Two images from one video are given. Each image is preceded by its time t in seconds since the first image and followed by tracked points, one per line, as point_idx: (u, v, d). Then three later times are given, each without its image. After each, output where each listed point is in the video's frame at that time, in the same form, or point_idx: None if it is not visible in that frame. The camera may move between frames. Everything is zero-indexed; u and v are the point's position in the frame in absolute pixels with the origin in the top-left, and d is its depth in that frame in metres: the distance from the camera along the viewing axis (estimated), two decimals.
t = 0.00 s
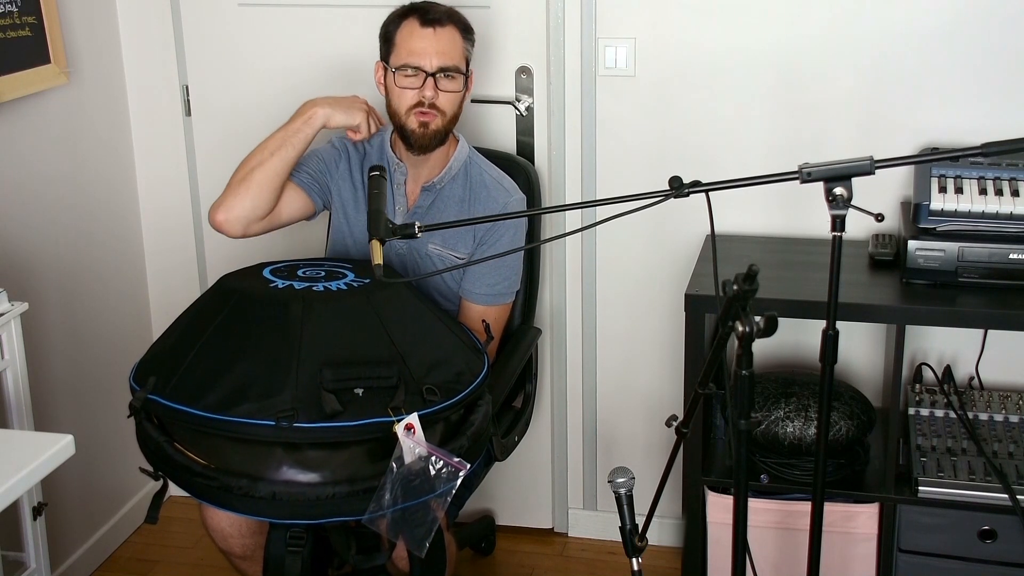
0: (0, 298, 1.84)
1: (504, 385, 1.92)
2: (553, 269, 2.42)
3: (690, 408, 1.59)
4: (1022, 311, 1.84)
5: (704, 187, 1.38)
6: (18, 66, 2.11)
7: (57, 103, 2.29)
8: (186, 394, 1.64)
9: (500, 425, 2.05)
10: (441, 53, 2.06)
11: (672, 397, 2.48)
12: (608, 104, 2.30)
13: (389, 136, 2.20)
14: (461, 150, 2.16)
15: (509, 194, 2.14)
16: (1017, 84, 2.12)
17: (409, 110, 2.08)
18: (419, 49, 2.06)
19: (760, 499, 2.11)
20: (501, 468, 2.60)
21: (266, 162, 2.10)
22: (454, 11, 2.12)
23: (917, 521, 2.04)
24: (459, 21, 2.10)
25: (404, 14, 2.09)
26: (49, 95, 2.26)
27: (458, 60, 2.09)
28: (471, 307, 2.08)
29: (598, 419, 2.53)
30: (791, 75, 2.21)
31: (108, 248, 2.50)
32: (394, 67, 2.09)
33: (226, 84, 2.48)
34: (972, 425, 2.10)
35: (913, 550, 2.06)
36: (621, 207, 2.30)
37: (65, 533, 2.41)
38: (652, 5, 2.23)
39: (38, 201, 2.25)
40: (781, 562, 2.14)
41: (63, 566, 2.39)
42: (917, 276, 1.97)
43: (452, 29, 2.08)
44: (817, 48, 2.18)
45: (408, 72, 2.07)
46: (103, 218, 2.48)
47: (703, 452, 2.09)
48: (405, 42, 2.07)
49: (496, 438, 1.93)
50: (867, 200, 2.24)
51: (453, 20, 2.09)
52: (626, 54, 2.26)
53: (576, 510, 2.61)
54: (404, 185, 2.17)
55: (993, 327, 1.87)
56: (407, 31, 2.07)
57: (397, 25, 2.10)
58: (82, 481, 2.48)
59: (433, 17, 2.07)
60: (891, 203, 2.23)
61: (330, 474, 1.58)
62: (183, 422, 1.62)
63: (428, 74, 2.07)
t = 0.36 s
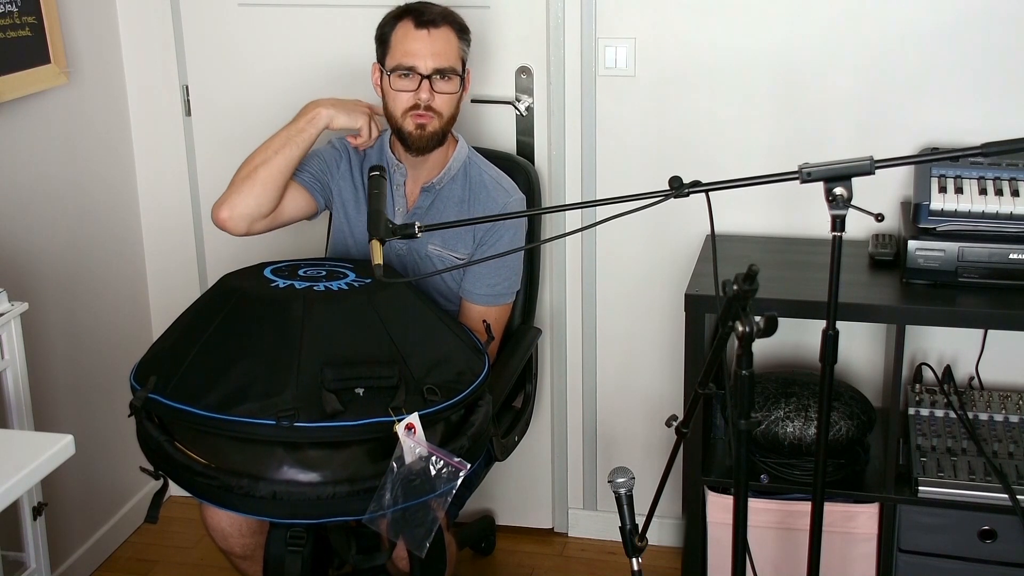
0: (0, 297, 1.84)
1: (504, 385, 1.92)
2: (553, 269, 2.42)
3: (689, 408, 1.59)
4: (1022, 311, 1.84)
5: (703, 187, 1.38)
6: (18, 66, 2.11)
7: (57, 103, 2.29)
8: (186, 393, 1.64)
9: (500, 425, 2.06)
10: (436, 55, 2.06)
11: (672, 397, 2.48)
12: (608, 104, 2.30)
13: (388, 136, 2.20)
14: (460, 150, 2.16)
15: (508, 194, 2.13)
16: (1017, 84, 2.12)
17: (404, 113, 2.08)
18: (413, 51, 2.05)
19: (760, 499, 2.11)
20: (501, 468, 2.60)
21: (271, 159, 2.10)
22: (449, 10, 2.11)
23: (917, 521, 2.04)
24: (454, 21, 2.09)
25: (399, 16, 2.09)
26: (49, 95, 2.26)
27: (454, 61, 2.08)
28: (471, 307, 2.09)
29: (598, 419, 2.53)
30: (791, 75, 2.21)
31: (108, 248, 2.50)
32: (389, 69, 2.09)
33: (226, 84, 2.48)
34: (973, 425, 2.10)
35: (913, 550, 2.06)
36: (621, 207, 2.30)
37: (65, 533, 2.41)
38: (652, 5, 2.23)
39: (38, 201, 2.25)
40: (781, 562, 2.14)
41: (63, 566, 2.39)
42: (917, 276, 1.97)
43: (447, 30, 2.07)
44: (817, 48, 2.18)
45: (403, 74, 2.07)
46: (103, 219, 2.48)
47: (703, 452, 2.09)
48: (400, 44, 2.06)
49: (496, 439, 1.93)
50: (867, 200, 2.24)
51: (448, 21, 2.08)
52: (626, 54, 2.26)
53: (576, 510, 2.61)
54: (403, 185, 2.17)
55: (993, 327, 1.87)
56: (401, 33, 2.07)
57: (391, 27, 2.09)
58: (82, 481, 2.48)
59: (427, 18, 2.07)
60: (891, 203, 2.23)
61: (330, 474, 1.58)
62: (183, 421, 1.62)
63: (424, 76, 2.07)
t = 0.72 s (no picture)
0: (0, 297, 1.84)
1: (505, 386, 1.92)
2: (553, 269, 2.42)
3: (690, 408, 1.59)
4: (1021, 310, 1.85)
5: (704, 187, 1.38)
6: (18, 66, 2.11)
7: (57, 103, 2.29)
8: (187, 393, 1.64)
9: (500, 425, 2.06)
10: (432, 61, 2.05)
11: (672, 397, 2.48)
12: (608, 104, 2.30)
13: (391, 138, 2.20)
14: (465, 152, 2.16)
15: (513, 195, 2.14)
16: (1016, 84, 2.12)
17: (401, 119, 2.08)
18: (409, 56, 2.05)
19: (760, 499, 2.11)
20: (501, 468, 2.60)
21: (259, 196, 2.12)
22: (449, 15, 2.10)
23: (917, 521, 2.04)
24: (453, 25, 2.08)
25: (399, 20, 2.09)
26: (49, 95, 2.26)
27: (451, 67, 2.07)
28: (473, 307, 2.08)
29: (598, 420, 2.53)
30: (791, 75, 2.21)
31: (108, 248, 2.50)
32: (387, 74, 2.09)
33: (226, 84, 2.48)
34: (972, 425, 2.10)
35: (913, 550, 2.06)
36: (621, 207, 2.30)
37: (65, 533, 2.41)
38: (652, 5, 2.23)
39: (38, 201, 2.25)
40: (781, 562, 2.14)
41: (63, 566, 2.39)
42: (917, 276, 1.97)
43: (445, 35, 2.06)
44: (817, 48, 2.18)
45: (400, 80, 2.07)
46: (103, 219, 2.48)
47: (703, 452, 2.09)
48: (397, 49, 2.06)
49: (496, 439, 1.93)
50: (867, 200, 2.24)
51: (446, 25, 2.07)
52: (626, 54, 2.26)
53: (576, 510, 2.61)
54: (406, 186, 2.16)
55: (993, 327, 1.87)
56: (399, 38, 2.07)
57: (392, 31, 2.10)
58: (82, 481, 2.47)
59: (425, 23, 2.06)
60: (891, 203, 2.23)
61: (331, 474, 1.58)
62: (184, 421, 1.62)
63: (419, 82, 2.06)
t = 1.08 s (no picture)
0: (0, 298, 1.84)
1: (504, 387, 1.92)
2: (553, 269, 2.42)
3: (690, 409, 1.59)
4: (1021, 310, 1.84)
5: (704, 187, 1.38)
6: (18, 66, 2.11)
7: (57, 103, 2.29)
8: (185, 391, 1.64)
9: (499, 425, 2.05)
10: (430, 64, 2.05)
11: (672, 397, 2.48)
12: (608, 104, 2.30)
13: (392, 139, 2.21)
14: (468, 153, 2.16)
15: (516, 196, 2.14)
16: (1017, 84, 2.12)
17: (399, 122, 2.09)
18: (407, 60, 2.05)
19: (759, 499, 2.11)
20: (501, 468, 2.60)
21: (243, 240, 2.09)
22: (450, 18, 2.10)
23: (917, 521, 2.04)
24: (454, 29, 2.08)
25: (399, 24, 2.09)
26: (49, 95, 2.26)
27: (450, 70, 2.07)
28: (474, 307, 2.08)
29: (598, 420, 2.53)
30: (791, 75, 2.21)
31: (108, 248, 2.50)
32: (387, 77, 2.10)
33: (226, 84, 2.48)
34: (972, 425, 2.10)
35: (913, 550, 2.07)
36: (621, 207, 2.30)
37: (66, 533, 2.41)
38: (652, 4, 2.23)
39: (38, 200, 2.25)
40: (781, 562, 2.14)
41: (63, 566, 2.39)
42: (916, 276, 1.97)
43: (445, 38, 2.06)
44: (817, 48, 2.18)
45: (399, 84, 2.07)
46: (103, 219, 2.48)
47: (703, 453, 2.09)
48: (396, 52, 2.07)
49: (496, 439, 1.93)
50: (867, 200, 2.24)
51: (447, 29, 2.07)
52: (626, 54, 2.26)
53: (576, 510, 2.61)
54: (407, 188, 2.17)
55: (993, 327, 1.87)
56: (398, 41, 2.07)
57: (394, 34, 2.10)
58: (82, 481, 2.48)
59: (424, 27, 2.06)
60: (891, 203, 2.23)
61: (328, 474, 1.58)
62: (182, 420, 1.62)
63: (418, 86, 2.06)
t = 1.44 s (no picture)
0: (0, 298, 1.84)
1: (505, 386, 1.92)
2: (553, 269, 2.42)
3: (690, 408, 1.59)
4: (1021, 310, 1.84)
5: (704, 187, 1.38)
6: (18, 66, 2.11)
7: (57, 103, 2.29)
8: (187, 391, 1.64)
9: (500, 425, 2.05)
10: (437, 56, 2.06)
11: (672, 397, 2.48)
12: (608, 103, 2.30)
13: (393, 138, 2.21)
14: (468, 152, 2.16)
15: (516, 195, 2.13)
16: (1017, 85, 2.12)
17: (408, 117, 2.09)
18: (412, 54, 2.06)
19: (759, 499, 2.11)
20: (501, 468, 2.60)
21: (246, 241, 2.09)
22: (450, 11, 2.11)
23: (917, 521, 2.04)
24: (455, 21, 2.09)
25: (400, 20, 2.10)
26: (49, 95, 2.26)
27: (456, 60, 2.08)
28: (471, 305, 2.08)
29: (598, 420, 2.53)
30: (791, 75, 2.21)
31: (108, 249, 2.50)
32: (392, 72, 2.10)
33: (226, 84, 2.48)
34: (972, 425, 2.10)
35: (913, 550, 2.07)
36: (621, 207, 2.30)
37: (65, 533, 2.41)
38: (652, 5, 2.23)
39: (38, 200, 2.25)
40: (781, 562, 2.14)
41: (63, 566, 2.39)
42: (916, 276, 1.98)
43: (448, 30, 2.07)
44: (818, 48, 2.18)
45: (405, 78, 2.08)
46: (103, 219, 2.48)
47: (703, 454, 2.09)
48: (400, 48, 2.07)
49: (496, 438, 1.94)
50: (867, 200, 2.24)
51: (449, 21, 2.08)
52: (626, 54, 2.26)
53: (576, 510, 2.61)
54: (408, 187, 2.17)
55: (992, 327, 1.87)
56: (401, 37, 2.07)
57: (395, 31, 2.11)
58: (82, 481, 2.47)
59: (426, 21, 2.07)
60: (891, 203, 2.23)
61: (330, 472, 1.57)
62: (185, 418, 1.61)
63: (426, 77, 2.07)
